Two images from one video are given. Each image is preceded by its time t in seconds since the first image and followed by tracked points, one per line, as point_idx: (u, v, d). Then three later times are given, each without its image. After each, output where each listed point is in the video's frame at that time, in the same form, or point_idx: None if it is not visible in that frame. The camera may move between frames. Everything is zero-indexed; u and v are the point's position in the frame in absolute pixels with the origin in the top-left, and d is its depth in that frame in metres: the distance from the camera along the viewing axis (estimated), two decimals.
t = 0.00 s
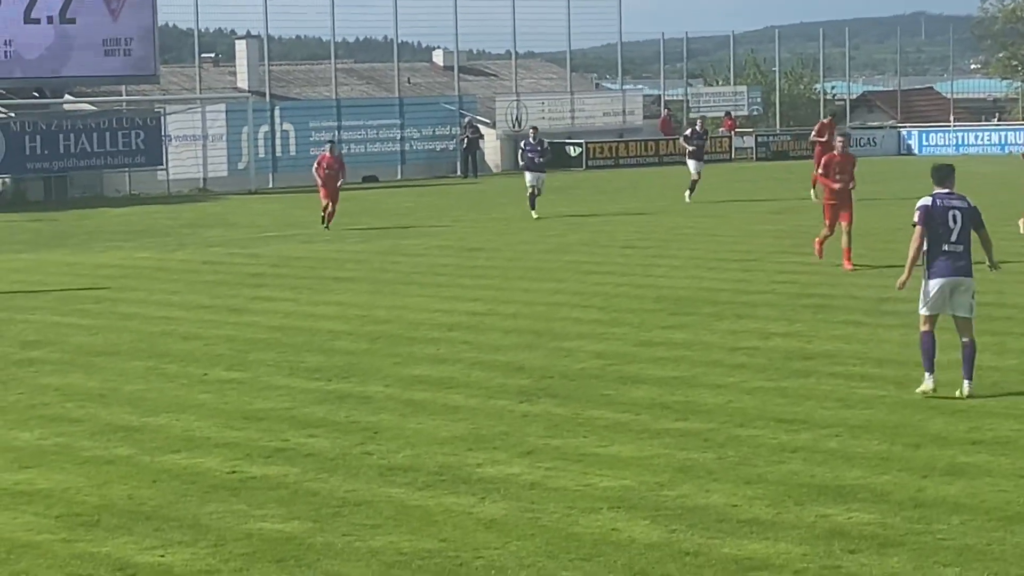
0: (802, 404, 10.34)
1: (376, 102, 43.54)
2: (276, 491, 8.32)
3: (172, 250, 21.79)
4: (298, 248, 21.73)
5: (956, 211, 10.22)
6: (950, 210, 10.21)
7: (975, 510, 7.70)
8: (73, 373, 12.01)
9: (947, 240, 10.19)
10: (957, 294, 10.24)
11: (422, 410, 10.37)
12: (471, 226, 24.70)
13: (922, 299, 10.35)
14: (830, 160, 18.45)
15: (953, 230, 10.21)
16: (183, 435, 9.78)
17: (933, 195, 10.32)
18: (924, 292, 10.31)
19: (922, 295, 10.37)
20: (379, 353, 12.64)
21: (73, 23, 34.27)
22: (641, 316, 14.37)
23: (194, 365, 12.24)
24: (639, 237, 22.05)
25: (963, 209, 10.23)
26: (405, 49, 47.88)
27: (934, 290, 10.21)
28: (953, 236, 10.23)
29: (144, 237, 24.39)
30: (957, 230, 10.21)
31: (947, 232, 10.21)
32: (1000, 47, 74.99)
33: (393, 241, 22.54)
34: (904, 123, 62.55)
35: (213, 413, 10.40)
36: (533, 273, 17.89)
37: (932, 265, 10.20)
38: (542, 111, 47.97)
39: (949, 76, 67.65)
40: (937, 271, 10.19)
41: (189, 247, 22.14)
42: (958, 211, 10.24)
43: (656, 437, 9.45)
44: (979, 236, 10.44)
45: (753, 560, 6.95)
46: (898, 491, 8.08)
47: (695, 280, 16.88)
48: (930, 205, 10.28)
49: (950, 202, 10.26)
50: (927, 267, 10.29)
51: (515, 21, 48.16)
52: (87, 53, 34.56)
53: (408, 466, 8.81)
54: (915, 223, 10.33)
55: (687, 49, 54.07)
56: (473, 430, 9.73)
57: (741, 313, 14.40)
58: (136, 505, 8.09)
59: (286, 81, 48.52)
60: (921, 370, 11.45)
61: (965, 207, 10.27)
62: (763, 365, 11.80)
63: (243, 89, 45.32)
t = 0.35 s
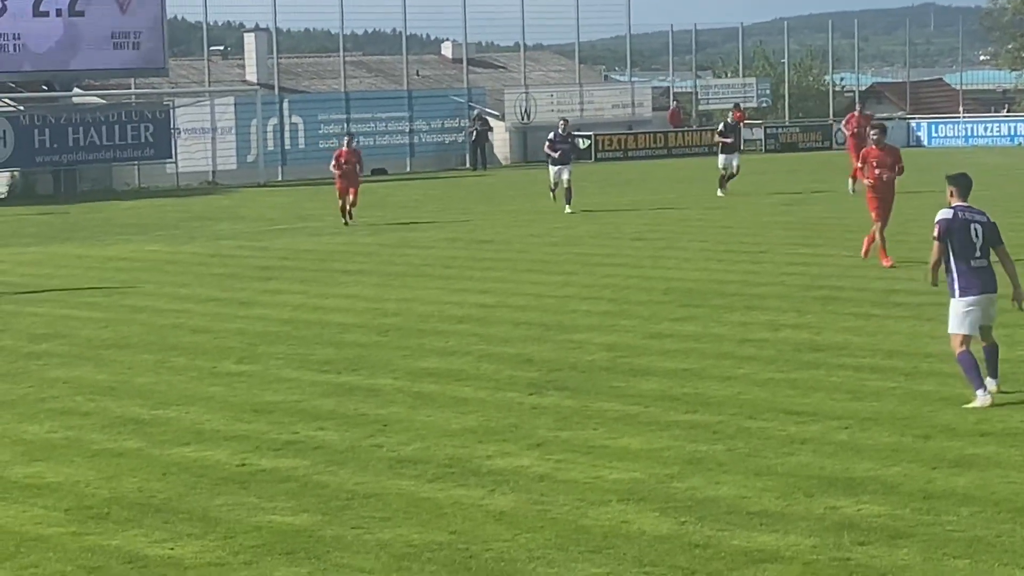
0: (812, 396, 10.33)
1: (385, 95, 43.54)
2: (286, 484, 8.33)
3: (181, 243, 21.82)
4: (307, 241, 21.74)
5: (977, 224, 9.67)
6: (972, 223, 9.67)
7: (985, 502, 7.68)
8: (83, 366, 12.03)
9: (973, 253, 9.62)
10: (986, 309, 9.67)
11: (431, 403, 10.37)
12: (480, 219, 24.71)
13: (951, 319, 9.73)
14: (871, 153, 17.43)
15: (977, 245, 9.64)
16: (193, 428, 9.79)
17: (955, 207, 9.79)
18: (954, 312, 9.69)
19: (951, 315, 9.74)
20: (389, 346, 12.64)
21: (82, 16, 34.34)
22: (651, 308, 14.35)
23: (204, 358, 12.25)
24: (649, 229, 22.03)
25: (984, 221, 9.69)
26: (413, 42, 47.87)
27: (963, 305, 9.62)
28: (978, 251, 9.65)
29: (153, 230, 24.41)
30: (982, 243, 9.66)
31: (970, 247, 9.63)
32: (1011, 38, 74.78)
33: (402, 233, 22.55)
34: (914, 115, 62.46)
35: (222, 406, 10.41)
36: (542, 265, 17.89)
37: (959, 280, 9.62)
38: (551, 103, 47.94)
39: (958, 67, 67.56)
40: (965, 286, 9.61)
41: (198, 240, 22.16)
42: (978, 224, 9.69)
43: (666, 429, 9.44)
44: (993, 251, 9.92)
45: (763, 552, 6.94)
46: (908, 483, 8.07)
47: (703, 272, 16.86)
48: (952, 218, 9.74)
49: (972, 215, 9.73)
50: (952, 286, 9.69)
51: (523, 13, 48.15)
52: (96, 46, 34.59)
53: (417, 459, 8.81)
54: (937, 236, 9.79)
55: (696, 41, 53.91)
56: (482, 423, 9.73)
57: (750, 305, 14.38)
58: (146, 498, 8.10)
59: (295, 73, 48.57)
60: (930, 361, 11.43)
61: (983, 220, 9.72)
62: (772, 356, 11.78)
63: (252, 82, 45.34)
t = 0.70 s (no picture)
0: (815, 390, 10.33)
1: (388, 89, 43.50)
2: (290, 478, 8.33)
3: (184, 238, 21.82)
4: (310, 235, 21.74)
5: (991, 215, 9.37)
6: (985, 212, 9.36)
7: (988, 496, 7.68)
8: (86, 361, 12.03)
9: (988, 242, 9.34)
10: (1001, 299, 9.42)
11: (435, 397, 10.37)
12: (483, 214, 24.70)
13: (962, 308, 9.41)
14: (910, 149, 17.61)
15: (993, 234, 9.35)
16: (196, 422, 9.79)
17: (963, 197, 9.45)
18: (969, 301, 9.37)
19: (963, 305, 9.42)
20: (392, 341, 12.65)
21: (85, 11, 34.33)
22: (654, 303, 14.35)
23: (207, 353, 12.25)
24: (652, 224, 22.02)
25: (997, 212, 9.41)
26: (416, 37, 47.83)
27: (983, 294, 9.33)
28: (993, 241, 9.37)
29: (156, 225, 24.39)
30: (996, 232, 9.38)
31: (987, 236, 9.33)
32: (1014, 32, 74.71)
33: (406, 228, 22.56)
34: (917, 109, 62.40)
35: (226, 400, 10.42)
36: (546, 260, 17.89)
37: (979, 269, 9.31)
38: (554, 98, 47.87)
39: (962, 62, 67.50)
40: (985, 276, 9.32)
41: (201, 235, 22.16)
42: (991, 215, 9.40)
43: (669, 424, 9.44)
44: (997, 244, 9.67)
45: (766, 546, 6.94)
46: (912, 477, 8.06)
47: (707, 267, 16.86)
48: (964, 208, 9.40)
49: (983, 204, 9.43)
50: (967, 275, 9.37)
51: (526, 8, 48.11)
52: (98, 42, 34.59)
53: (420, 454, 8.81)
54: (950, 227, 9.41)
55: (699, 36, 53.78)
56: (486, 417, 9.73)
57: (754, 299, 14.38)
58: (149, 493, 8.11)
59: (298, 68, 48.59)
60: (933, 356, 11.43)
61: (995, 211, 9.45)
62: (776, 351, 11.78)
63: (255, 77, 45.33)
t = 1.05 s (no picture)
0: (814, 389, 10.33)
1: (388, 87, 43.49)
2: (290, 476, 8.34)
3: (184, 235, 21.80)
4: (309, 233, 21.72)
5: (961, 220, 9.08)
6: (955, 218, 9.07)
7: (987, 495, 7.68)
8: (85, 359, 12.03)
9: (959, 248, 9.05)
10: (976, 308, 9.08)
11: (434, 396, 10.37)
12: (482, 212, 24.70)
13: (943, 320, 9.12)
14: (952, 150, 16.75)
15: (963, 240, 9.06)
16: (196, 420, 9.78)
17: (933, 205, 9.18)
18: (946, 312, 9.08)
19: (943, 317, 9.13)
20: (392, 338, 12.65)
21: (86, 8, 34.30)
22: (654, 301, 14.35)
23: (206, 351, 12.25)
24: (652, 222, 22.01)
25: (965, 217, 9.12)
26: (416, 35, 47.81)
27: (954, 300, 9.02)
28: (966, 246, 9.08)
29: (156, 223, 24.37)
30: (967, 238, 9.08)
31: (958, 242, 9.06)
32: (1015, 31, 74.82)
33: (405, 226, 22.55)
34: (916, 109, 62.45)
35: (226, 398, 10.41)
36: (545, 258, 17.90)
37: (949, 276, 9.01)
38: (555, 96, 47.84)
39: (961, 61, 67.58)
40: (955, 283, 9.01)
41: (201, 233, 22.15)
42: (961, 221, 9.10)
43: (669, 423, 9.44)
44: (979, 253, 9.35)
45: (765, 545, 6.95)
46: (911, 476, 8.06)
47: (707, 265, 16.86)
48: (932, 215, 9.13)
49: (954, 211, 9.13)
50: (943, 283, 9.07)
51: (526, 6, 48.14)
52: (98, 39, 34.59)
53: (420, 451, 8.81)
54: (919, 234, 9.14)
55: (699, 34, 53.73)
56: (485, 415, 9.73)
57: (754, 298, 14.38)
58: (149, 491, 8.10)
59: (299, 66, 48.60)
60: (932, 355, 11.42)
61: (964, 216, 9.15)
62: (775, 350, 11.78)
63: (255, 74, 45.32)
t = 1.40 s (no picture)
0: (811, 392, 10.34)
1: (386, 90, 43.49)
2: (286, 478, 8.34)
3: (181, 237, 21.80)
4: (307, 235, 21.73)
5: (937, 237, 8.89)
6: (933, 234, 8.89)
7: (983, 498, 7.68)
8: (82, 360, 12.03)
9: (941, 265, 8.89)
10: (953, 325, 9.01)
11: (431, 398, 10.37)
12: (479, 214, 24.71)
13: (907, 335, 8.97)
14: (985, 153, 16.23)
15: (941, 258, 8.88)
16: (192, 422, 9.78)
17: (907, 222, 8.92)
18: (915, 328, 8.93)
19: (906, 331, 8.98)
20: (389, 340, 12.65)
21: (84, 10, 34.32)
22: (651, 304, 14.36)
23: (203, 352, 12.25)
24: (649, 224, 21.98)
25: (942, 233, 8.94)
26: (414, 37, 47.84)
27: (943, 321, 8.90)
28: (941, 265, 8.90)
29: (154, 224, 24.37)
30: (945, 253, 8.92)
31: (935, 261, 8.87)
32: (1012, 36, 74.94)
33: (402, 227, 22.55)
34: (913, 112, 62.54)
35: (223, 400, 10.41)
36: (543, 260, 17.90)
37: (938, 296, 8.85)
38: (552, 98, 47.88)
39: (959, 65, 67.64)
40: (942, 303, 8.86)
41: (199, 234, 22.15)
42: (938, 237, 8.91)
43: (667, 425, 9.45)
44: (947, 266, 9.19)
45: (762, 548, 6.95)
46: (908, 479, 8.07)
47: (704, 268, 16.86)
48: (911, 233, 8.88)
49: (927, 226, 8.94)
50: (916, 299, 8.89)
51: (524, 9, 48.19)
52: (96, 40, 34.60)
53: (416, 454, 8.81)
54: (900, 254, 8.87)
55: (697, 38, 53.78)
56: (482, 417, 9.74)
57: (751, 301, 14.39)
58: (146, 492, 8.10)
59: (297, 68, 48.57)
60: (930, 358, 11.43)
61: (940, 233, 8.96)
62: (772, 353, 11.79)
63: (253, 77, 45.34)
